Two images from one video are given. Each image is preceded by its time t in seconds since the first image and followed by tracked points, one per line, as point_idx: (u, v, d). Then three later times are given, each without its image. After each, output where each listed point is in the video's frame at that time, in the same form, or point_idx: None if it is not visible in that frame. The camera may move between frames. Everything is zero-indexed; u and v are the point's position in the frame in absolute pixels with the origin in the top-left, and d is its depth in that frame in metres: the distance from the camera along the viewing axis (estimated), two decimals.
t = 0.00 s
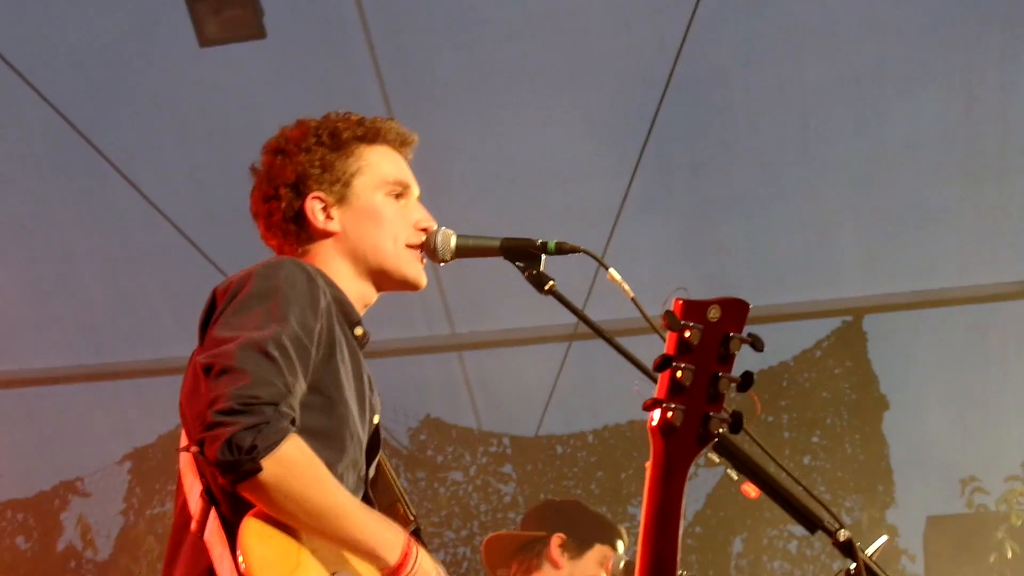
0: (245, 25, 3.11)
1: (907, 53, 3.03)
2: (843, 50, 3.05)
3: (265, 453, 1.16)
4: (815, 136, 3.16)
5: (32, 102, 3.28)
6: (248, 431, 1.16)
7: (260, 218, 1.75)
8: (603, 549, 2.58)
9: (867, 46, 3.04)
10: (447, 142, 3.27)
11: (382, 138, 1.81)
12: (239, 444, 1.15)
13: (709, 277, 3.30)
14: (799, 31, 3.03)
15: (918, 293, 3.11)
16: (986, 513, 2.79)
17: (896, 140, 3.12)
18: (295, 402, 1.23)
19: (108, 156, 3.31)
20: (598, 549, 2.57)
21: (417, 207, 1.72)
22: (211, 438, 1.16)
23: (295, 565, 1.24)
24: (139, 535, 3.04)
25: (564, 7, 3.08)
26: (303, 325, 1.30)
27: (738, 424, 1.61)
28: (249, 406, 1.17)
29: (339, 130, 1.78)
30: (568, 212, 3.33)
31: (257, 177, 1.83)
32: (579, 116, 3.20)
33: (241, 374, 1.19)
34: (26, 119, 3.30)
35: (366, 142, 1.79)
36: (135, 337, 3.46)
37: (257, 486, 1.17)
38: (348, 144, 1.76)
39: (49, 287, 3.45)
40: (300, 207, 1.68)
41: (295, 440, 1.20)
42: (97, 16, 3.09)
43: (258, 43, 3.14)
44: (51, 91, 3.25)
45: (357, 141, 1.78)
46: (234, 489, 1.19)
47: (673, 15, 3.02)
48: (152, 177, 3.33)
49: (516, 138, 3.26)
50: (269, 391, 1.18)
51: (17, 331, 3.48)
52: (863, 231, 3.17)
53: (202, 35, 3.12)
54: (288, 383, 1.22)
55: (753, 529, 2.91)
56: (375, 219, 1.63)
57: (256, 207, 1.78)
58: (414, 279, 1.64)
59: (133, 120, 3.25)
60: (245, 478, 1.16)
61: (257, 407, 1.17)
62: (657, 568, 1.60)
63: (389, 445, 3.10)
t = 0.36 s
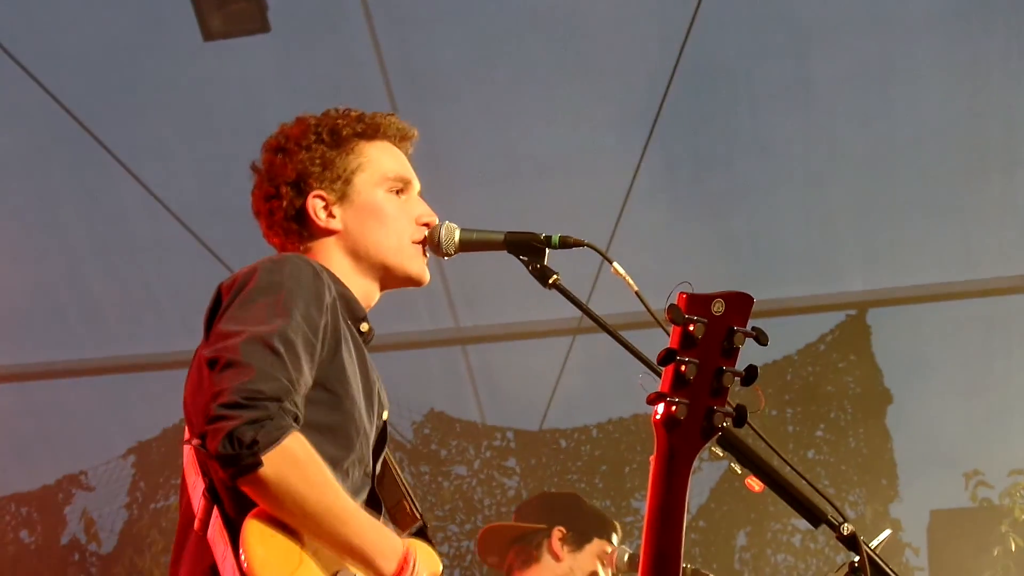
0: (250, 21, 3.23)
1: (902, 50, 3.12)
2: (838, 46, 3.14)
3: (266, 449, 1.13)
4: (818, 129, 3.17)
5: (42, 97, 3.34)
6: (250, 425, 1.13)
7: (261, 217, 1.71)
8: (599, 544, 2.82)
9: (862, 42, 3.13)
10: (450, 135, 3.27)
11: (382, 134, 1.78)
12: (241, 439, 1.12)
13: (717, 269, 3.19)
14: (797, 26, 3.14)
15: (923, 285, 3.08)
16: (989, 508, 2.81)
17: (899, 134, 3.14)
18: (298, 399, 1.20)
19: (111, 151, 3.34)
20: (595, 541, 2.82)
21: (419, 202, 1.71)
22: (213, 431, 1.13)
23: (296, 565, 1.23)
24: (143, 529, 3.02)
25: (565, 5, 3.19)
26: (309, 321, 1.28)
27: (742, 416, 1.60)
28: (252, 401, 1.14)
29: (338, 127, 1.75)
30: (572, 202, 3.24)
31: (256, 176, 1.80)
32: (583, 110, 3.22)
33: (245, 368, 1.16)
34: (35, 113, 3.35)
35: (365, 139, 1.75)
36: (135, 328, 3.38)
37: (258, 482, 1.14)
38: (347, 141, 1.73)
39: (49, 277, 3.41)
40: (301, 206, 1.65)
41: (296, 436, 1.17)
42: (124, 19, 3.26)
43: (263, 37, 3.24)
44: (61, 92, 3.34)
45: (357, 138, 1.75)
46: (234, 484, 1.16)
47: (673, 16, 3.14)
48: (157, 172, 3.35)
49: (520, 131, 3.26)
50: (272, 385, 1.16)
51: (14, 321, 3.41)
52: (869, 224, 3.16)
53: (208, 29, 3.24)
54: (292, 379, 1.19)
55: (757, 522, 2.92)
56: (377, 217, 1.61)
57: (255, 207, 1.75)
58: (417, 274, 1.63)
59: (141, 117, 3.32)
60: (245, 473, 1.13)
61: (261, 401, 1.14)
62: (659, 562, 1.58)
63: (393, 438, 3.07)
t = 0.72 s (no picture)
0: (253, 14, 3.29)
1: (905, 45, 3.13)
2: (841, 41, 3.15)
3: (292, 444, 1.13)
4: (821, 124, 3.18)
5: (48, 94, 3.37)
6: (274, 421, 1.13)
7: (250, 209, 1.61)
8: (574, 509, 2.94)
9: (864, 38, 3.15)
10: (454, 129, 3.28)
11: (376, 128, 1.67)
12: (267, 434, 1.12)
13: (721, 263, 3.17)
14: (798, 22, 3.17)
15: (929, 281, 3.07)
16: (993, 502, 2.80)
17: (902, 129, 3.14)
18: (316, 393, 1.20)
19: (116, 147, 3.36)
20: (571, 508, 2.94)
21: (411, 197, 1.60)
22: (237, 428, 1.14)
23: (307, 556, 1.17)
24: (146, 523, 3.03)
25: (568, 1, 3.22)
26: (320, 314, 1.27)
27: (747, 412, 1.60)
28: (276, 398, 1.14)
29: (330, 120, 1.63)
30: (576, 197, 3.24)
31: (247, 168, 1.67)
32: (585, 105, 3.24)
33: (266, 365, 1.16)
34: (41, 108, 3.37)
35: (358, 132, 1.64)
36: (136, 321, 3.35)
37: (281, 477, 1.13)
38: (339, 135, 1.61)
39: (50, 272, 3.40)
40: (291, 199, 1.55)
41: (316, 436, 1.15)
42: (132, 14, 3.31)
43: (267, 31, 3.29)
44: (67, 87, 3.37)
45: (350, 131, 1.63)
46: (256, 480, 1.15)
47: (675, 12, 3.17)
48: (163, 167, 3.37)
49: (523, 126, 3.27)
50: (294, 382, 1.15)
51: (14, 316, 3.40)
52: (873, 219, 3.15)
53: (212, 23, 3.30)
54: (309, 374, 1.19)
55: (761, 517, 2.91)
56: (369, 211, 1.52)
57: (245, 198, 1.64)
58: (401, 275, 1.54)
59: (148, 114, 3.35)
60: (269, 469, 1.13)
61: (283, 398, 1.14)
62: (662, 559, 1.56)
63: (396, 433, 3.05)
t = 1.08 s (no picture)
0: (255, 10, 3.28)
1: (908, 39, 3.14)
2: (843, 37, 3.17)
3: (281, 425, 1.12)
4: (824, 117, 3.18)
5: (51, 88, 3.37)
6: (261, 406, 1.11)
7: (233, 206, 1.59)
8: (577, 501, 2.97)
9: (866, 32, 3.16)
10: (457, 123, 3.27)
11: (354, 119, 1.65)
12: (254, 419, 1.11)
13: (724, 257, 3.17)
14: (800, 16, 3.19)
15: (930, 275, 3.07)
16: (996, 497, 2.81)
17: (905, 122, 3.14)
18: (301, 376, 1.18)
19: (117, 140, 3.35)
20: (574, 500, 2.97)
21: (393, 187, 1.61)
22: (225, 418, 1.11)
23: (319, 543, 1.18)
24: (149, 519, 3.03)
25: None
26: (299, 299, 1.25)
27: (749, 407, 1.59)
28: (258, 382, 1.12)
29: (309, 114, 1.61)
30: (579, 191, 3.24)
31: (226, 166, 1.64)
32: (589, 99, 3.24)
33: (245, 351, 1.14)
34: (44, 103, 3.37)
35: (337, 125, 1.62)
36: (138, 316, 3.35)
37: (275, 461, 1.13)
38: (319, 129, 1.59)
39: (52, 267, 3.40)
40: (277, 195, 1.54)
41: (307, 411, 1.16)
42: (134, 9, 3.31)
43: (269, 26, 3.28)
44: (70, 81, 3.36)
45: (329, 125, 1.61)
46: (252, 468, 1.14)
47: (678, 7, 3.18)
48: (163, 159, 3.35)
49: (525, 121, 3.27)
50: (276, 364, 1.14)
51: (15, 311, 3.39)
52: (876, 214, 3.15)
53: (214, 18, 3.29)
54: (293, 358, 1.17)
55: (763, 512, 2.92)
56: (354, 203, 1.52)
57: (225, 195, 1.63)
58: (389, 268, 1.56)
59: (148, 106, 3.33)
60: (261, 455, 1.12)
61: (267, 381, 1.12)
62: (665, 552, 1.56)
63: (398, 428, 3.06)
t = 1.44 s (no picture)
0: (258, 5, 3.26)
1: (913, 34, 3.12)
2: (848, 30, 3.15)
3: (293, 430, 1.11)
4: (829, 112, 3.17)
5: (55, 85, 3.36)
6: (271, 408, 1.11)
7: (232, 204, 1.59)
8: (580, 498, 2.93)
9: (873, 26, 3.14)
10: (459, 118, 3.27)
11: (350, 116, 1.65)
12: (265, 422, 1.10)
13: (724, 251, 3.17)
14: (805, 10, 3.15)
15: (933, 271, 3.08)
16: (998, 493, 2.80)
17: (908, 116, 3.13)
18: (308, 378, 1.18)
19: (120, 136, 3.35)
20: (575, 497, 2.93)
21: (390, 185, 1.59)
22: (235, 420, 1.11)
23: (319, 544, 1.16)
24: (151, 514, 3.04)
25: None
26: (303, 301, 1.25)
27: (752, 403, 1.56)
28: (270, 385, 1.12)
29: (306, 112, 1.60)
30: (581, 186, 3.24)
31: (224, 165, 1.65)
32: (592, 94, 3.23)
33: (255, 354, 1.14)
34: (47, 99, 3.37)
35: (334, 122, 1.62)
36: (140, 312, 3.35)
37: (285, 466, 1.11)
38: (316, 127, 1.59)
39: (54, 263, 3.40)
40: (274, 192, 1.54)
41: (317, 417, 1.14)
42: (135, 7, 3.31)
43: (271, 22, 3.26)
44: (73, 77, 3.36)
45: (326, 122, 1.61)
46: (260, 471, 1.13)
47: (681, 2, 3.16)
48: (166, 155, 3.34)
49: (527, 116, 3.26)
50: (285, 367, 1.14)
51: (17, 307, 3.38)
52: (879, 209, 3.15)
53: (217, 14, 3.28)
54: (301, 360, 1.17)
55: (766, 507, 2.92)
56: (351, 200, 1.52)
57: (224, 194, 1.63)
58: (389, 263, 1.55)
59: (151, 102, 3.33)
60: (270, 457, 1.11)
61: (278, 384, 1.12)
62: (667, 549, 1.55)
63: (400, 424, 3.08)
